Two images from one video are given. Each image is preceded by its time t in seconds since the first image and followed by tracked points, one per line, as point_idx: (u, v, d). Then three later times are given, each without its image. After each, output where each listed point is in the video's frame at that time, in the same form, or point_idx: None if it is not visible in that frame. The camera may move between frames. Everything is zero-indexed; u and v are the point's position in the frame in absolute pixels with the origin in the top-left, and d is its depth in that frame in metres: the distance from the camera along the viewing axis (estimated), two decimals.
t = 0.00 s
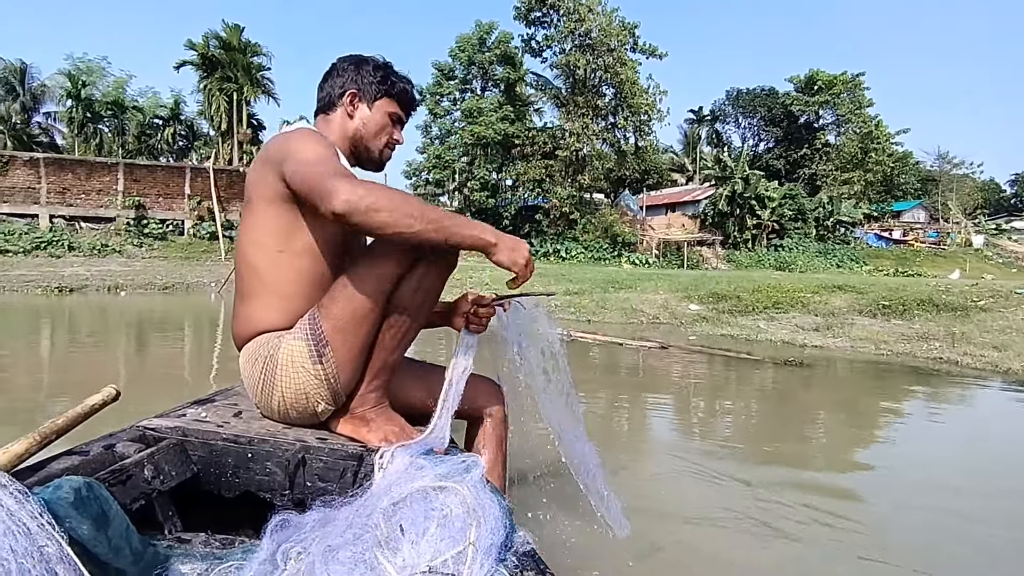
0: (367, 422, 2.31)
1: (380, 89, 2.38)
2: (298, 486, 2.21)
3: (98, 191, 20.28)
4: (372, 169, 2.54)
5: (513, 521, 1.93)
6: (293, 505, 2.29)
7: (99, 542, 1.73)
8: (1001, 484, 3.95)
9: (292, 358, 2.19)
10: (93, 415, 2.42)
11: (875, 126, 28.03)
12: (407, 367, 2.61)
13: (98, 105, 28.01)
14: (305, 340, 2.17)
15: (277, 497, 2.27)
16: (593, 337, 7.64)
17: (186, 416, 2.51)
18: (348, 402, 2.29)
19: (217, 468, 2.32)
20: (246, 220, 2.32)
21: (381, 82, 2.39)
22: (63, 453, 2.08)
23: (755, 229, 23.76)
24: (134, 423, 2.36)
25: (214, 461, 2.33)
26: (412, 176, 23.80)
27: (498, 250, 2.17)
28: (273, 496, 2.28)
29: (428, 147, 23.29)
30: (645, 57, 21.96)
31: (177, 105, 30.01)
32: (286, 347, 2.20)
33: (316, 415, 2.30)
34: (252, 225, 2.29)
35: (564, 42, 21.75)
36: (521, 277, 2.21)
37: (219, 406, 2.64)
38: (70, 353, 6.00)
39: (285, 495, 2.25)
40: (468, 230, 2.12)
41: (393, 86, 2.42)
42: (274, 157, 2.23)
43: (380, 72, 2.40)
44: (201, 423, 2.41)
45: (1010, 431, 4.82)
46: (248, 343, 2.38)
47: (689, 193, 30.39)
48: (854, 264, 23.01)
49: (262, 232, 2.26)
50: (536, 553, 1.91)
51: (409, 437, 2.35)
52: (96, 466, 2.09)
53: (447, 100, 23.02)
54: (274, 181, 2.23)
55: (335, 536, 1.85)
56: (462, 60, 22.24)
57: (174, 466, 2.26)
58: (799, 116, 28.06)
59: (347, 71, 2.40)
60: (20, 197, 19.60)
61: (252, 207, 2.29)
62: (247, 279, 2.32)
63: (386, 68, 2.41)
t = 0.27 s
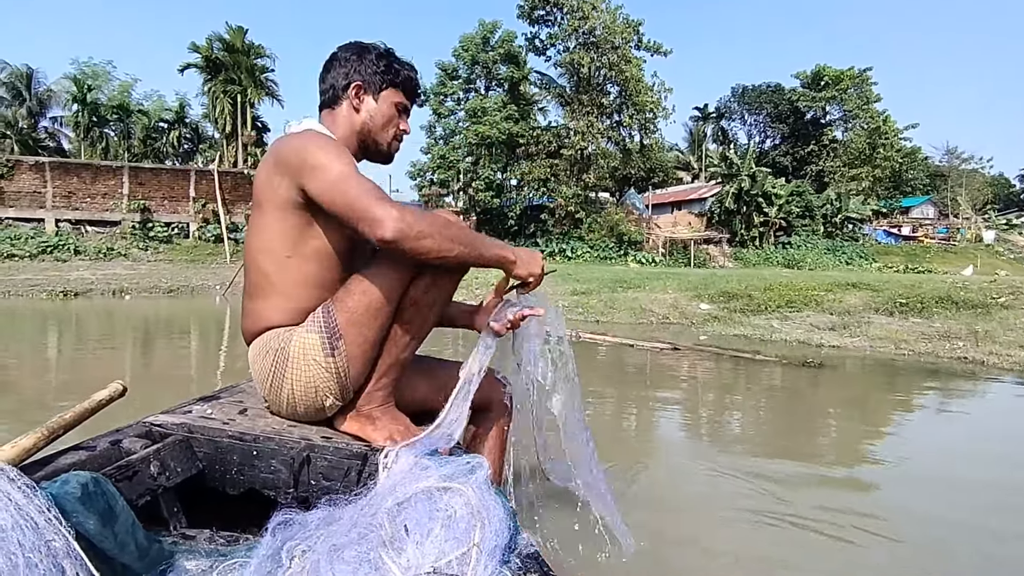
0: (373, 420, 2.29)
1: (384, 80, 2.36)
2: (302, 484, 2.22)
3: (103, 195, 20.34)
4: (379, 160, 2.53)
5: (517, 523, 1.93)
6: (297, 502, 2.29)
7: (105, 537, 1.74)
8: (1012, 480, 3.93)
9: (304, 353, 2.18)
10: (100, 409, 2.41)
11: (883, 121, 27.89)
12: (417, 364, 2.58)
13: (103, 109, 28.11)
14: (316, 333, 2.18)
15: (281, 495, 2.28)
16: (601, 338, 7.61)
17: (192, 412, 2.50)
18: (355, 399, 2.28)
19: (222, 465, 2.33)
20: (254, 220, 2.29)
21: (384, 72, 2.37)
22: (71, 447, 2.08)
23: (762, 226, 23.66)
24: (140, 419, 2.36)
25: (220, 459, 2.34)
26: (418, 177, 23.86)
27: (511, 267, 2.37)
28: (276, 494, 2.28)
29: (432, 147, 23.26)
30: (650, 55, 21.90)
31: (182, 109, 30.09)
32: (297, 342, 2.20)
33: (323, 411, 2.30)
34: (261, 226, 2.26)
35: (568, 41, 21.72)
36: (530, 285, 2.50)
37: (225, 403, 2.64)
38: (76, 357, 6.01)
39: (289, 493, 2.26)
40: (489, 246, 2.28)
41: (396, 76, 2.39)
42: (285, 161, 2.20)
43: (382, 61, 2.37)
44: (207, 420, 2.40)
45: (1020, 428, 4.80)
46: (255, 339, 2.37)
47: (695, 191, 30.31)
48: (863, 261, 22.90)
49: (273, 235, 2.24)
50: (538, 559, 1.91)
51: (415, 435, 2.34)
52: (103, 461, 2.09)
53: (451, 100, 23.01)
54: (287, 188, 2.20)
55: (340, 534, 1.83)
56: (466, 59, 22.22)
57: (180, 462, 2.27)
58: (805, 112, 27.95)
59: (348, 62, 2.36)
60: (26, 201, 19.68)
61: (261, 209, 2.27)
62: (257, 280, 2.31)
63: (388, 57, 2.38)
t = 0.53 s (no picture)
0: (370, 419, 2.27)
1: (385, 74, 2.33)
2: (302, 483, 2.21)
3: (104, 201, 20.35)
4: (384, 158, 2.50)
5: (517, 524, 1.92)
6: (297, 502, 2.28)
7: (105, 535, 1.73)
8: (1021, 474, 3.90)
9: (300, 348, 2.20)
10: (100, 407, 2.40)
11: (886, 115, 27.79)
12: (414, 369, 2.57)
13: (104, 115, 28.17)
14: (312, 329, 2.19)
15: (281, 493, 2.27)
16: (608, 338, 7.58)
17: (192, 410, 2.49)
18: (352, 397, 2.27)
19: (221, 464, 2.31)
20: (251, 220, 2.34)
21: (384, 67, 2.33)
22: (71, 444, 2.07)
23: (766, 222, 23.61)
24: (140, 416, 2.35)
25: (220, 457, 2.32)
26: (419, 178, 23.91)
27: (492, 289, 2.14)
28: (276, 493, 2.27)
29: (433, 148, 23.23)
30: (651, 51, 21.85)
31: (182, 114, 30.12)
32: (293, 338, 2.22)
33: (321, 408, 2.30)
34: (255, 227, 2.30)
35: (568, 39, 21.69)
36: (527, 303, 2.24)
37: (225, 401, 2.63)
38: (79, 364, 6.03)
39: (289, 491, 2.25)
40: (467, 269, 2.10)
41: (397, 71, 2.35)
42: (271, 165, 2.20)
43: (383, 56, 2.34)
44: (207, 418, 2.39)
45: None
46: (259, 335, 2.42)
47: (697, 188, 30.28)
48: (868, 256, 22.83)
49: (264, 235, 2.27)
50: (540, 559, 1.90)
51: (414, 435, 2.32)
52: (103, 459, 2.08)
53: (451, 100, 23.00)
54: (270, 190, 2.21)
55: (338, 535, 1.81)
56: (466, 59, 22.20)
57: (181, 460, 2.26)
58: (808, 106, 27.89)
59: (350, 57, 2.35)
60: (28, 208, 19.68)
61: (256, 210, 2.29)
62: (256, 275, 2.34)
63: (390, 51, 2.35)
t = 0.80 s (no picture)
0: (375, 418, 2.26)
1: (379, 69, 2.31)
2: (306, 481, 2.19)
3: (105, 206, 20.37)
4: (377, 154, 2.48)
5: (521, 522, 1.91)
6: (301, 501, 2.27)
7: (111, 532, 1.73)
8: None
9: (302, 350, 2.19)
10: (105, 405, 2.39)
11: (889, 110, 27.74)
12: (419, 363, 2.53)
13: (104, 120, 28.21)
14: (314, 331, 2.18)
15: (284, 492, 2.25)
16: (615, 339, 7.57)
17: (196, 408, 2.47)
18: (356, 397, 2.26)
19: (226, 462, 2.30)
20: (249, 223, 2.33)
21: (378, 61, 2.31)
22: (76, 442, 2.06)
23: (770, 219, 23.59)
24: (145, 415, 2.33)
25: (224, 455, 2.30)
26: (421, 179, 23.97)
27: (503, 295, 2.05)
28: (280, 492, 2.25)
29: (435, 149, 23.24)
30: (651, 49, 21.84)
31: (183, 118, 30.15)
32: (296, 340, 2.21)
33: (323, 409, 2.28)
34: (253, 230, 2.29)
35: (567, 37, 21.68)
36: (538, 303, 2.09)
37: (228, 399, 2.61)
38: (82, 368, 6.04)
39: (292, 490, 2.23)
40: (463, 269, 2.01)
41: (391, 65, 2.33)
42: (265, 169, 2.18)
43: (376, 50, 2.32)
44: (211, 416, 2.37)
45: None
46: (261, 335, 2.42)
47: (699, 185, 30.27)
48: (872, 252, 22.78)
49: (262, 239, 2.26)
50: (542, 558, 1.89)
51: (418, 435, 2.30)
52: (108, 457, 2.07)
53: (452, 101, 23.01)
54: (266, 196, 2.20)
55: (342, 535, 1.79)
56: (466, 59, 22.21)
57: (185, 458, 2.24)
58: (810, 102, 27.87)
59: (344, 51, 2.34)
60: (28, 213, 19.68)
61: (252, 213, 2.27)
62: (256, 278, 2.33)
63: (383, 45, 2.33)
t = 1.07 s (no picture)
0: (375, 420, 2.26)
1: (356, 62, 2.29)
2: (305, 483, 2.17)
3: (104, 210, 20.36)
4: (358, 151, 2.47)
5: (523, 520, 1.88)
6: (301, 503, 2.25)
7: (109, 534, 1.71)
8: None
9: (302, 354, 2.17)
10: (104, 407, 2.38)
11: (890, 106, 27.70)
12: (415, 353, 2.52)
13: (104, 125, 28.23)
14: (314, 334, 2.17)
15: (284, 493, 2.23)
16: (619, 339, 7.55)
17: (195, 410, 2.46)
18: (355, 400, 2.25)
19: (225, 464, 2.28)
20: (239, 234, 2.31)
21: (354, 54, 2.30)
22: (76, 445, 2.04)
23: (772, 217, 23.58)
24: (144, 416, 2.32)
25: (223, 457, 2.29)
26: (421, 180, 23.99)
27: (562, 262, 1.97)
28: (280, 493, 2.23)
29: (435, 150, 23.21)
30: (651, 47, 21.81)
31: (182, 121, 30.15)
32: (295, 344, 2.19)
33: (321, 412, 2.27)
34: (245, 239, 2.27)
35: (566, 36, 21.66)
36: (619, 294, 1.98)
37: (227, 401, 2.59)
38: (82, 373, 6.03)
39: (293, 491, 2.21)
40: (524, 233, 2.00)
41: (369, 58, 2.31)
42: (259, 175, 2.18)
43: (351, 43, 2.30)
44: (210, 418, 2.35)
45: None
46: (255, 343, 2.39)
47: (700, 184, 30.23)
48: (876, 248, 22.75)
49: (259, 247, 2.25)
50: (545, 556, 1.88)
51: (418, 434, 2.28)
52: (106, 459, 2.06)
53: (451, 101, 23.00)
54: (263, 204, 2.19)
55: (341, 538, 1.78)
56: (465, 60, 22.20)
57: (184, 460, 2.23)
58: (811, 99, 27.84)
59: (318, 46, 2.31)
60: (27, 219, 19.67)
61: (245, 222, 2.26)
62: (250, 286, 2.32)
63: (359, 38, 2.31)
